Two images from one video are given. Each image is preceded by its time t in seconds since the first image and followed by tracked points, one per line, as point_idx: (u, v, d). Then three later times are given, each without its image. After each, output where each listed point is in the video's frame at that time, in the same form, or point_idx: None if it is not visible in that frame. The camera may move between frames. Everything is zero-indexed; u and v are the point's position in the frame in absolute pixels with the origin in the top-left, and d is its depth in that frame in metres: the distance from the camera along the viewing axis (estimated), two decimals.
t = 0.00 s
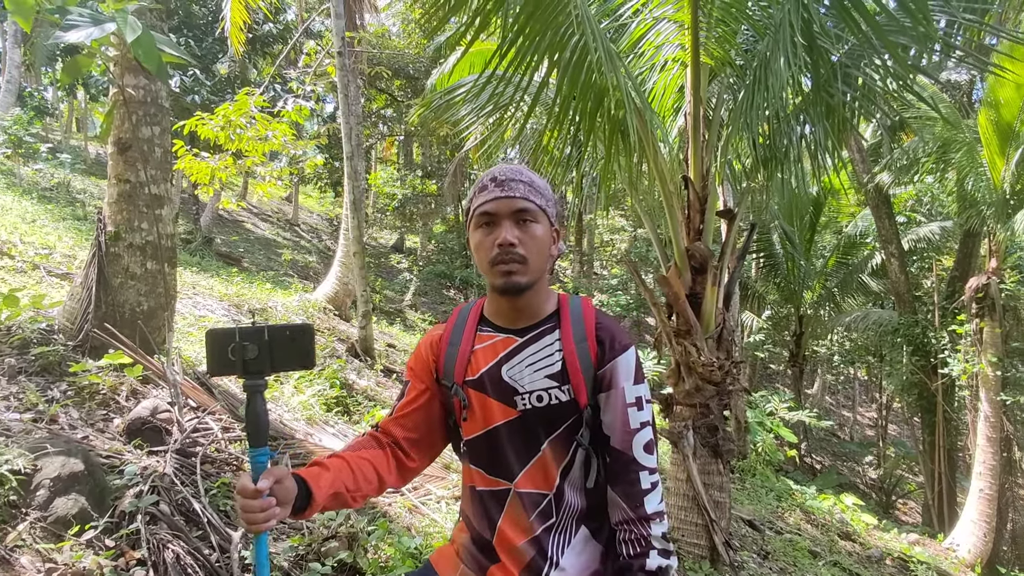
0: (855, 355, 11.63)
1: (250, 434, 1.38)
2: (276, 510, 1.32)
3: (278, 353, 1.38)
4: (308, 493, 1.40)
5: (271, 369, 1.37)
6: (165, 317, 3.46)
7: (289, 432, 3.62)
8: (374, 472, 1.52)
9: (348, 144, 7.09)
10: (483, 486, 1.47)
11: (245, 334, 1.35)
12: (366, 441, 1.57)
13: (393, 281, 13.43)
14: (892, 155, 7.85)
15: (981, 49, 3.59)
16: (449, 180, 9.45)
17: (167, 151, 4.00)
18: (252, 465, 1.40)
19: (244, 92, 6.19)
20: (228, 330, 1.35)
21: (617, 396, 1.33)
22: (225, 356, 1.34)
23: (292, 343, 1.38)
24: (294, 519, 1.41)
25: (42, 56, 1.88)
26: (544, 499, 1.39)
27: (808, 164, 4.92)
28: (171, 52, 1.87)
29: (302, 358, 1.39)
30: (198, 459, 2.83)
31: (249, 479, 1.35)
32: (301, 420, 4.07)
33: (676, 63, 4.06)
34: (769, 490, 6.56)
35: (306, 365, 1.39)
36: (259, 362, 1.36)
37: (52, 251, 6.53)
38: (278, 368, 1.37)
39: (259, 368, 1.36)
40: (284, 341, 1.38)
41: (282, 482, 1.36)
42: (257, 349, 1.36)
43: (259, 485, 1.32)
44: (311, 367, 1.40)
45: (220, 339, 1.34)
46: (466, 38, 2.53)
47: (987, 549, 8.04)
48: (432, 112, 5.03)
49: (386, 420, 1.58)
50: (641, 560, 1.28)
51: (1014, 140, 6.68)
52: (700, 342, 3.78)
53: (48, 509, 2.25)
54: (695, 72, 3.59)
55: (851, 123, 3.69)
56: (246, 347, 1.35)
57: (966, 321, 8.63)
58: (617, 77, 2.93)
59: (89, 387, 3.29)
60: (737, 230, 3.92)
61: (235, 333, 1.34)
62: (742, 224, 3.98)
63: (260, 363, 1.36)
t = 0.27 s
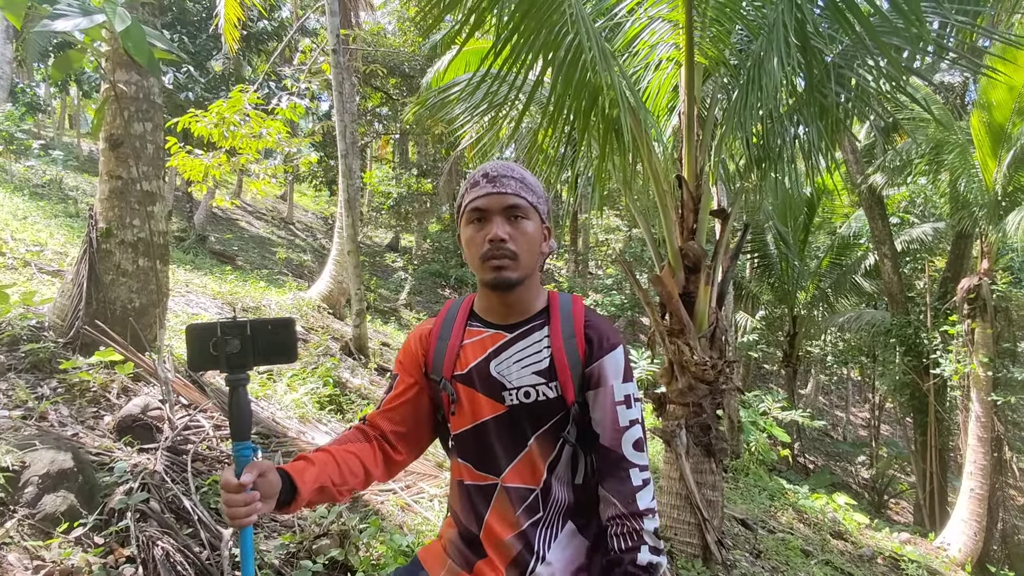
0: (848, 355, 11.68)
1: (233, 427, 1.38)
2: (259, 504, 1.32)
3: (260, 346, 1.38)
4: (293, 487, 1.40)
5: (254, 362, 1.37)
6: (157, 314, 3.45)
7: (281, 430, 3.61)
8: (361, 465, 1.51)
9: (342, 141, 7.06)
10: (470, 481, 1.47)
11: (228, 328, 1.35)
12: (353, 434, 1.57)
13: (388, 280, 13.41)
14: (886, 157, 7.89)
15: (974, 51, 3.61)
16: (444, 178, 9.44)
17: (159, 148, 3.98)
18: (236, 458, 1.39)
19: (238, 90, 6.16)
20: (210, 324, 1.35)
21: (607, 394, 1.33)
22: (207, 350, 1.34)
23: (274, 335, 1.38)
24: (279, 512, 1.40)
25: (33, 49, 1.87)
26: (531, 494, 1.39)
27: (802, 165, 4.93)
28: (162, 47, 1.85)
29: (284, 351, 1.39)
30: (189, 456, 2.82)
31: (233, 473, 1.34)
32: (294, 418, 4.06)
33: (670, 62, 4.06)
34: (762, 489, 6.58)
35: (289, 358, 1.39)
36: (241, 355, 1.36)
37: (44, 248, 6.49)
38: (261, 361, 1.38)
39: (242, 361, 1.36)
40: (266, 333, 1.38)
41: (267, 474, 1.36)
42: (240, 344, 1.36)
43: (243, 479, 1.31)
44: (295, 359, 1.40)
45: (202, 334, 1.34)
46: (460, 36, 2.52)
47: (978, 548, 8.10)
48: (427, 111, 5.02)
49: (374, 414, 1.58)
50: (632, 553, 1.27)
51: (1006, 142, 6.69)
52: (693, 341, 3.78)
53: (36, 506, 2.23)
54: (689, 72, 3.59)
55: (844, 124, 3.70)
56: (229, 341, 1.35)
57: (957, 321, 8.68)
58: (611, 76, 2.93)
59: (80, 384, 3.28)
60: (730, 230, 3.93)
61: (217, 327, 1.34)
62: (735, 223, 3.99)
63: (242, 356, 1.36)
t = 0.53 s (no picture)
0: (841, 356, 11.74)
1: (225, 420, 1.37)
2: (250, 496, 1.31)
3: (251, 339, 1.37)
4: (286, 479, 1.39)
5: (245, 356, 1.37)
6: (149, 310, 3.43)
7: (274, 427, 3.60)
8: (354, 457, 1.51)
9: (337, 139, 7.04)
10: (462, 474, 1.47)
11: (219, 321, 1.34)
12: (346, 427, 1.56)
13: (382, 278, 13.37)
14: (879, 158, 7.93)
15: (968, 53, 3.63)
16: (439, 177, 9.42)
17: (153, 143, 3.96)
18: (228, 449, 1.39)
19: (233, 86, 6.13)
20: (201, 317, 1.34)
21: (604, 391, 1.33)
22: (198, 344, 1.34)
23: (266, 329, 1.38)
24: (271, 504, 1.40)
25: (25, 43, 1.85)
26: (523, 489, 1.40)
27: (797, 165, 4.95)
28: (158, 42, 1.83)
29: (275, 344, 1.39)
30: (181, 453, 2.81)
31: (224, 465, 1.34)
32: (287, 416, 4.05)
33: (666, 62, 4.07)
34: (755, 488, 6.60)
35: (281, 353, 1.38)
36: (233, 349, 1.35)
37: (35, 243, 6.44)
38: (252, 355, 1.37)
39: (233, 354, 1.35)
40: (258, 327, 1.37)
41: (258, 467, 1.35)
42: (231, 337, 1.35)
43: (234, 471, 1.31)
44: (286, 354, 1.40)
45: (193, 327, 1.33)
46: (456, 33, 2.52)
47: (968, 548, 8.16)
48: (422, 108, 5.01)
49: (368, 407, 1.57)
50: (626, 507, 1.26)
51: (998, 145, 6.71)
52: (687, 340, 3.79)
53: (26, 502, 2.22)
54: (685, 71, 3.60)
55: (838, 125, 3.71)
56: (220, 335, 1.34)
57: (949, 323, 8.73)
58: (607, 75, 2.93)
59: (71, 380, 3.26)
60: (724, 229, 3.94)
61: (208, 321, 1.33)
62: (729, 223, 4.00)
63: (233, 350, 1.35)
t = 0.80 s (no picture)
0: (835, 357, 11.77)
1: (218, 418, 1.36)
2: (244, 495, 1.30)
3: (246, 337, 1.36)
4: (280, 477, 1.38)
5: (240, 354, 1.36)
6: (142, 307, 3.40)
7: (267, 426, 3.58)
8: (348, 455, 1.50)
9: (333, 137, 7.01)
10: (456, 473, 1.47)
11: (215, 318, 1.34)
12: (341, 424, 1.55)
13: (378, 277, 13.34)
14: (874, 160, 7.96)
15: (962, 56, 3.63)
16: (434, 175, 9.40)
17: (146, 139, 3.93)
18: (222, 447, 1.38)
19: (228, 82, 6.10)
20: (197, 314, 1.34)
21: (601, 387, 1.33)
22: (193, 341, 1.33)
23: (261, 327, 1.37)
24: (265, 502, 1.39)
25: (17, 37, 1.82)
26: (516, 487, 1.39)
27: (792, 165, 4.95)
28: (153, 36, 1.81)
29: (270, 342, 1.37)
30: (172, 451, 2.79)
31: (218, 463, 1.33)
32: (280, 414, 4.04)
33: (662, 61, 4.07)
34: (748, 489, 6.61)
35: (276, 351, 1.37)
36: (227, 346, 1.34)
37: (28, 240, 6.41)
38: (247, 352, 1.36)
39: (228, 352, 1.35)
40: (253, 325, 1.36)
41: (252, 465, 1.34)
42: (226, 335, 1.34)
43: (227, 469, 1.30)
44: (281, 352, 1.39)
45: (188, 324, 1.32)
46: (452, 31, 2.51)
47: (960, 548, 8.20)
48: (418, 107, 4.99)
49: (363, 404, 1.56)
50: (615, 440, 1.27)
51: (992, 148, 6.77)
52: (682, 340, 3.79)
53: (15, 500, 2.20)
54: (681, 71, 3.60)
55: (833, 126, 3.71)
56: (215, 331, 1.33)
57: (943, 324, 8.77)
58: (603, 74, 2.93)
59: (62, 377, 3.23)
60: (720, 230, 3.94)
61: (203, 318, 1.32)
62: (725, 223, 4.00)
63: (228, 348, 1.34)
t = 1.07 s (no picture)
0: (831, 357, 11.80)
1: (216, 417, 1.35)
2: (241, 494, 1.30)
3: (245, 335, 1.35)
4: (277, 476, 1.38)
5: (238, 351, 1.35)
6: (137, 305, 3.39)
7: (263, 424, 3.57)
8: (346, 454, 1.49)
9: (329, 135, 7.00)
10: (454, 470, 1.46)
11: (213, 316, 1.33)
12: (338, 423, 1.55)
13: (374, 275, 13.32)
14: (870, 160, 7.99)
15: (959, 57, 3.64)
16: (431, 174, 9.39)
17: (142, 136, 3.92)
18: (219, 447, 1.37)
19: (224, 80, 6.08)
20: (195, 312, 1.33)
21: (599, 382, 1.32)
22: (191, 339, 1.32)
23: (260, 326, 1.36)
24: (262, 502, 1.38)
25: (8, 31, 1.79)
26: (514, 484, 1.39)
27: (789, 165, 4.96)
28: (150, 34, 1.79)
29: (269, 340, 1.37)
30: (167, 450, 2.78)
31: (215, 463, 1.32)
32: (276, 413, 4.03)
33: (659, 61, 4.07)
34: (744, 488, 6.63)
35: (274, 350, 1.37)
36: (226, 344, 1.33)
37: (22, 237, 6.37)
38: (245, 351, 1.35)
39: (226, 350, 1.34)
40: (252, 323, 1.36)
41: (249, 464, 1.34)
42: (225, 332, 1.34)
43: (224, 469, 1.30)
44: (279, 351, 1.38)
45: (187, 322, 1.31)
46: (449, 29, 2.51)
47: (954, 548, 8.23)
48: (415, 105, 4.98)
49: (361, 402, 1.56)
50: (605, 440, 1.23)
51: (988, 149, 6.79)
52: (678, 339, 3.79)
53: (8, 498, 2.18)
54: (678, 71, 3.60)
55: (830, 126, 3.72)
56: (213, 329, 1.33)
57: (938, 324, 8.79)
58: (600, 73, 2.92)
59: (56, 375, 3.22)
60: (716, 229, 3.95)
61: (202, 315, 1.32)
62: (721, 223, 4.00)
63: (226, 346, 1.34)
